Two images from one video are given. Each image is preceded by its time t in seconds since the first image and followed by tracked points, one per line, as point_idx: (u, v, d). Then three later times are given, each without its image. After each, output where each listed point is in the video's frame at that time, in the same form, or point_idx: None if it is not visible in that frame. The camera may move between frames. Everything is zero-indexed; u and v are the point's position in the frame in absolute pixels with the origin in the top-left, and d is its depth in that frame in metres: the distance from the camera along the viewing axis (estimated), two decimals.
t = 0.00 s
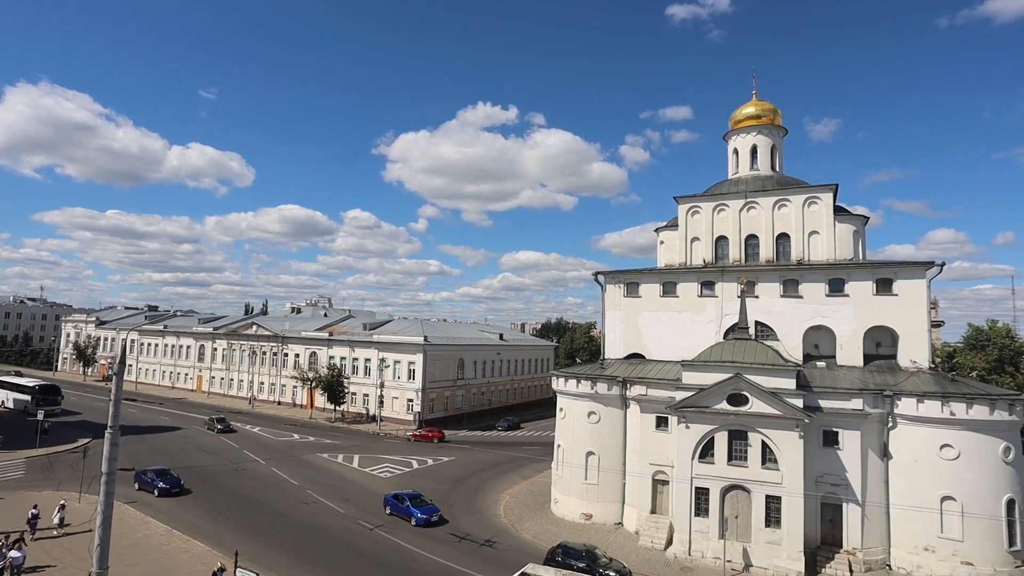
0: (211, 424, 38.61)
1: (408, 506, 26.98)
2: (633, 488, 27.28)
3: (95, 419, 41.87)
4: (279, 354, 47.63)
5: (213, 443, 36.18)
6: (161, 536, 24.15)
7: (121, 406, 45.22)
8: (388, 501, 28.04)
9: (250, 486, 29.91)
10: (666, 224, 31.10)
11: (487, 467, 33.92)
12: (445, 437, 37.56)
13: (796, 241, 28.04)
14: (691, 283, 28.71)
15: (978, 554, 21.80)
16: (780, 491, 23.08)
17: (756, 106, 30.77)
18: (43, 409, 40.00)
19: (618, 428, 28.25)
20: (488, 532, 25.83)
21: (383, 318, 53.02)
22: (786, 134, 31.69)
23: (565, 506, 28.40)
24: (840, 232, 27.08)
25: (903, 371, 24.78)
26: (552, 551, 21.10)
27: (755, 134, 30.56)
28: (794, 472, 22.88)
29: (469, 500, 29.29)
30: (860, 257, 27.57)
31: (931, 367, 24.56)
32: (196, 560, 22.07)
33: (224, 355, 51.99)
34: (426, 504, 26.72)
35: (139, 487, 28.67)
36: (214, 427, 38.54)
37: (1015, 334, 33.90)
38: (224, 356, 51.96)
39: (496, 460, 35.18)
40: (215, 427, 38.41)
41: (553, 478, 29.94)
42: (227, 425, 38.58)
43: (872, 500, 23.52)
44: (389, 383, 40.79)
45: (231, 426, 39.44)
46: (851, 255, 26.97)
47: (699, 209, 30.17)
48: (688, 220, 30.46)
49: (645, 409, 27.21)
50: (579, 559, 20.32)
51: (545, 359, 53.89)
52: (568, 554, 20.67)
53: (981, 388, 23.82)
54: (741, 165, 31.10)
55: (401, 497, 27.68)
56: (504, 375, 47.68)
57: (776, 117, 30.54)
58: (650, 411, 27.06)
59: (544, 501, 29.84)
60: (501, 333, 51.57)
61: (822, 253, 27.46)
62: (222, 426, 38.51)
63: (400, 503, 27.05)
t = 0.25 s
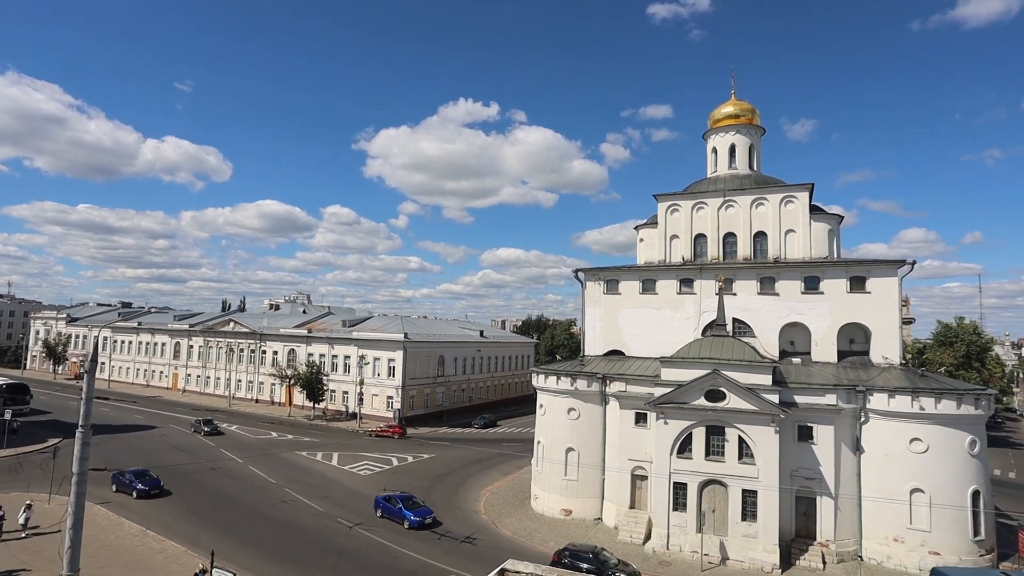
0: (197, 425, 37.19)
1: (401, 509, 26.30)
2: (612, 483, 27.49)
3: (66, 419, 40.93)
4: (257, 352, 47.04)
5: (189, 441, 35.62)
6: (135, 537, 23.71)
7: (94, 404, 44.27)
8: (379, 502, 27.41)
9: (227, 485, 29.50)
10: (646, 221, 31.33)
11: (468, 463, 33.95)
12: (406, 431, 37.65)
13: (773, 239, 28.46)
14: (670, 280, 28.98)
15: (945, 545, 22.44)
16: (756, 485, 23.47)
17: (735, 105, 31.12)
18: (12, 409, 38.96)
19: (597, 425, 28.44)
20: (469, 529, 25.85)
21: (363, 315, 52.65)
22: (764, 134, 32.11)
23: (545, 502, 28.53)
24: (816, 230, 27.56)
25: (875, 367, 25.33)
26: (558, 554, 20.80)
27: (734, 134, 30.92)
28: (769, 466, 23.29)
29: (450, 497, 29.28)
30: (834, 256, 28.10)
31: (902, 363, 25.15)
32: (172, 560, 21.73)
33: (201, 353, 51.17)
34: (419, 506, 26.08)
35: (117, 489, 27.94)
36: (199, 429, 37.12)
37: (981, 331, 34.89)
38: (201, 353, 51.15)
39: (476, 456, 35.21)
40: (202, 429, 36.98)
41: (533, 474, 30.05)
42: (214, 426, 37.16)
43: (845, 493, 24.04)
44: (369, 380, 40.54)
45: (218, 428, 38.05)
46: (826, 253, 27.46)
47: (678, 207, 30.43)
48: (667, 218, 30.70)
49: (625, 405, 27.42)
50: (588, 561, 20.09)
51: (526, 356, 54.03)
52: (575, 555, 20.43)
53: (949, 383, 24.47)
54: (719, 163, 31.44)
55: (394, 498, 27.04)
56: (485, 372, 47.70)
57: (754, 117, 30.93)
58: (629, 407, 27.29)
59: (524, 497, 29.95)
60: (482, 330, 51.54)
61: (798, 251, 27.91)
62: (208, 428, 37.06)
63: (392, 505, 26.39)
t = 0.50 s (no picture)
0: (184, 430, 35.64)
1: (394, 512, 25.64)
2: (591, 479, 27.67)
3: (33, 420, 39.80)
4: (233, 350, 46.30)
5: (162, 442, 34.93)
6: (105, 540, 23.17)
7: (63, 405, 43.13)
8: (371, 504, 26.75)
9: (201, 486, 29.00)
10: (624, 219, 31.52)
11: (447, 461, 33.90)
12: (364, 428, 37.40)
13: (748, 237, 28.87)
14: (647, 277, 29.22)
15: (912, 534, 23.08)
16: (731, 479, 23.83)
17: (712, 104, 31.47)
18: None
19: (576, 421, 28.60)
20: (448, 527, 25.82)
21: (341, 312, 52.15)
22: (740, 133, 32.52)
23: (524, 498, 28.61)
24: (790, 228, 28.04)
25: (847, 362, 25.89)
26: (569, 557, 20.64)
27: (711, 133, 31.27)
28: (744, 461, 23.67)
29: (429, 495, 29.20)
30: (808, 253, 28.63)
31: (872, 358, 25.75)
32: (144, 563, 21.31)
33: (174, 351, 50.18)
34: (412, 510, 25.51)
35: (93, 493, 27.09)
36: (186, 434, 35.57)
37: (947, 326, 35.90)
38: (174, 352, 50.17)
39: (456, 454, 35.16)
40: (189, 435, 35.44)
41: (512, 471, 30.10)
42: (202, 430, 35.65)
43: (817, 486, 24.55)
44: (347, 378, 40.19)
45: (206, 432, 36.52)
46: (800, 251, 27.95)
47: (655, 204, 30.67)
48: (645, 215, 30.93)
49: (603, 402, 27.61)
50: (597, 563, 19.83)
51: (505, 353, 54.09)
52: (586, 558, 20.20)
53: (917, 378, 25.13)
54: (696, 162, 31.77)
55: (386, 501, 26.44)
56: (464, 369, 47.63)
57: (730, 116, 31.31)
58: (608, 403, 27.48)
59: (503, 494, 30.00)
60: (461, 327, 51.43)
61: (773, 249, 28.37)
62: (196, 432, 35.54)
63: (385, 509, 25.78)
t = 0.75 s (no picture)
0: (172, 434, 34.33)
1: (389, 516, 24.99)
2: (572, 475, 27.82)
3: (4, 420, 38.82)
4: (211, 348, 45.64)
5: (137, 442, 34.30)
6: (78, 543, 22.69)
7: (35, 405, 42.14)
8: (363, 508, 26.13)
9: (177, 486, 28.55)
10: (605, 217, 31.67)
11: (428, 458, 33.83)
12: (325, 425, 37.28)
13: (728, 235, 29.20)
14: (628, 275, 29.41)
15: (885, 527, 23.60)
16: (711, 475, 24.13)
17: (693, 104, 31.75)
18: None
19: (557, 418, 28.71)
20: (429, 525, 25.77)
21: (322, 310, 51.68)
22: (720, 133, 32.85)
23: (506, 495, 28.67)
24: (769, 227, 28.43)
25: (823, 359, 26.36)
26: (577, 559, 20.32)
27: (691, 132, 31.55)
28: (723, 456, 23.99)
29: (410, 493, 29.10)
30: (785, 252, 29.07)
31: (847, 355, 26.25)
32: (119, 565, 20.92)
33: (151, 349, 49.30)
34: (407, 512, 25.04)
35: (71, 497, 26.39)
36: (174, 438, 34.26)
37: (919, 324, 36.74)
38: (151, 350, 49.29)
39: (437, 451, 35.10)
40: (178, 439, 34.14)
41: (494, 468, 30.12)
42: (191, 435, 34.35)
43: (794, 481, 24.96)
44: (327, 376, 39.85)
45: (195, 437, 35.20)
46: (778, 250, 28.35)
47: (637, 203, 30.84)
48: (626, 214, 31.09)
49: (584, 399, 27.74)
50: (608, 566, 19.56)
51: (487, 350, 54.10)
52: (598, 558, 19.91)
53: (890, 374, 25.68)
54: (677, 161, 32.03)
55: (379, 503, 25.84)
56: (446, 367, 47.54)
57: (710, 116, 31.61)
58: (589, 400, 27.62)
59: (485, 492, 30.04)
60: (442, 325, 51.30)
61: (752, 248, 28.73)
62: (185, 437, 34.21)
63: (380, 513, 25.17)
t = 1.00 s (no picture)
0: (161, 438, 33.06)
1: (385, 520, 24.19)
2: (552, 473, 27.93)
3: None
4: (186, 346, 44.87)
5: (109, 442, 33.59)
6: (47, 545, 22.18)
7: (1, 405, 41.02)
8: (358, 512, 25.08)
9: (150, 487, 28.03)
10: (586, 215, 31.77)
11: (408, 457, 33.70)
12: (284, 421, 37.11)
13: (706, 234, 29.52)
14: (608, 273, 29.59)
15: (857, 520, 24.13)
16: (688, 471, 24.42)
17: (672, 104, 32.02)
18: None
19: (537, 416, 28.79)
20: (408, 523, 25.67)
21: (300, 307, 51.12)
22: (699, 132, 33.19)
23: (485, 493, 28.69)
24: (746, 226, 28.80)
25: (798, 356, 26.82)
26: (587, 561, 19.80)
27: (671, 131, 31.82)
28: (700, 453, 24.29)
29: (390, 492, 28.96)
30: (762, 251, 29.49)
31: (821, 352, 26.74)
32: (89, 568, 20.49)
33: (123, 348, 48.30)
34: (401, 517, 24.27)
35: (48, 501, 25.66)
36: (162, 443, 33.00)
37: (891, 322, 37.59)
38: (124, 348, 48.28)
39: (417, 450, 34.98)
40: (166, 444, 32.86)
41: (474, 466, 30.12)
42: (180, 439, 33.04)
43: (770, 476, 25.36)
44: (305, 374, 39.44)
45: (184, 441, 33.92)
46: (755, 248, 28.75)
47: (616, 201, 31.02)
48: (606, 212, 31.24)
49: (564, 396, 27.86)
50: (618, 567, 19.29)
51: (467, 348, 54.04)
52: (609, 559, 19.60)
53: (863, 371, 26.23)
54: (656, 160, 32.28)
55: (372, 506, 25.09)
56: (426, 365, 47.36)
57: (689, 116, 31.91)
58: (568, 398, 27.74)
59: (464, 489, 30.03)
60: (422, 323, 51.08)
61: (730, 246, 29.08)
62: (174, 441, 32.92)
63: (375, 516, 24.39)
